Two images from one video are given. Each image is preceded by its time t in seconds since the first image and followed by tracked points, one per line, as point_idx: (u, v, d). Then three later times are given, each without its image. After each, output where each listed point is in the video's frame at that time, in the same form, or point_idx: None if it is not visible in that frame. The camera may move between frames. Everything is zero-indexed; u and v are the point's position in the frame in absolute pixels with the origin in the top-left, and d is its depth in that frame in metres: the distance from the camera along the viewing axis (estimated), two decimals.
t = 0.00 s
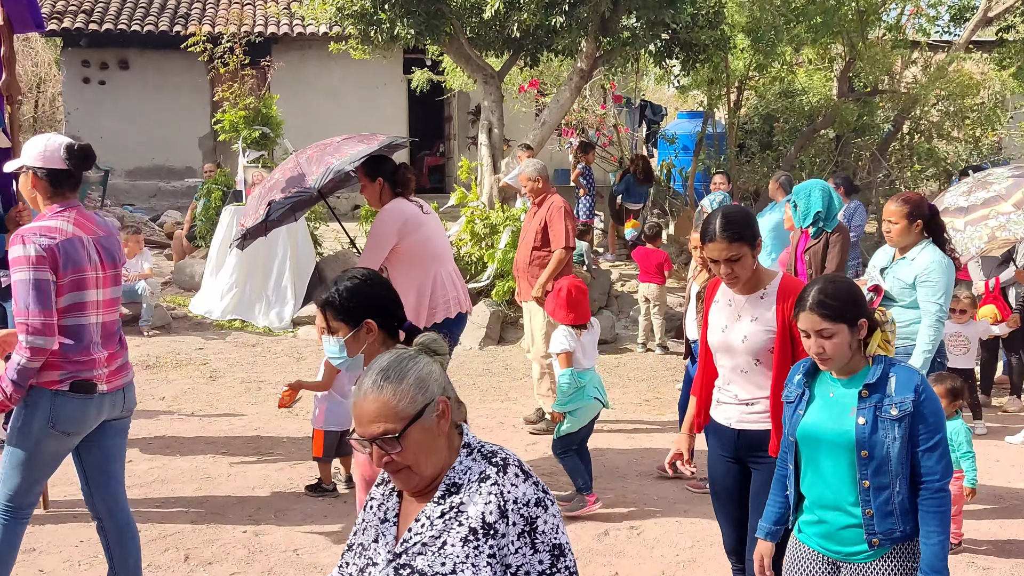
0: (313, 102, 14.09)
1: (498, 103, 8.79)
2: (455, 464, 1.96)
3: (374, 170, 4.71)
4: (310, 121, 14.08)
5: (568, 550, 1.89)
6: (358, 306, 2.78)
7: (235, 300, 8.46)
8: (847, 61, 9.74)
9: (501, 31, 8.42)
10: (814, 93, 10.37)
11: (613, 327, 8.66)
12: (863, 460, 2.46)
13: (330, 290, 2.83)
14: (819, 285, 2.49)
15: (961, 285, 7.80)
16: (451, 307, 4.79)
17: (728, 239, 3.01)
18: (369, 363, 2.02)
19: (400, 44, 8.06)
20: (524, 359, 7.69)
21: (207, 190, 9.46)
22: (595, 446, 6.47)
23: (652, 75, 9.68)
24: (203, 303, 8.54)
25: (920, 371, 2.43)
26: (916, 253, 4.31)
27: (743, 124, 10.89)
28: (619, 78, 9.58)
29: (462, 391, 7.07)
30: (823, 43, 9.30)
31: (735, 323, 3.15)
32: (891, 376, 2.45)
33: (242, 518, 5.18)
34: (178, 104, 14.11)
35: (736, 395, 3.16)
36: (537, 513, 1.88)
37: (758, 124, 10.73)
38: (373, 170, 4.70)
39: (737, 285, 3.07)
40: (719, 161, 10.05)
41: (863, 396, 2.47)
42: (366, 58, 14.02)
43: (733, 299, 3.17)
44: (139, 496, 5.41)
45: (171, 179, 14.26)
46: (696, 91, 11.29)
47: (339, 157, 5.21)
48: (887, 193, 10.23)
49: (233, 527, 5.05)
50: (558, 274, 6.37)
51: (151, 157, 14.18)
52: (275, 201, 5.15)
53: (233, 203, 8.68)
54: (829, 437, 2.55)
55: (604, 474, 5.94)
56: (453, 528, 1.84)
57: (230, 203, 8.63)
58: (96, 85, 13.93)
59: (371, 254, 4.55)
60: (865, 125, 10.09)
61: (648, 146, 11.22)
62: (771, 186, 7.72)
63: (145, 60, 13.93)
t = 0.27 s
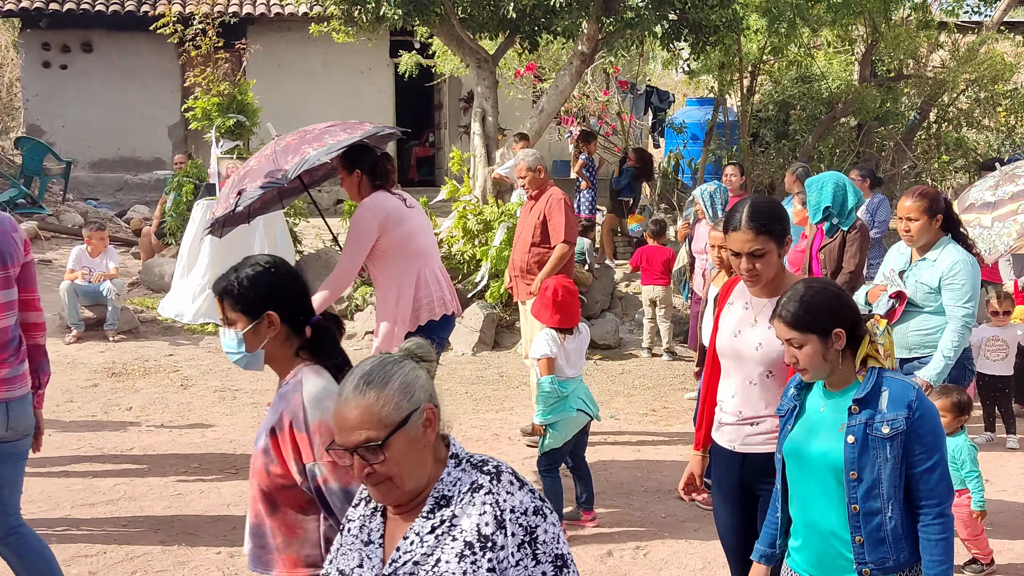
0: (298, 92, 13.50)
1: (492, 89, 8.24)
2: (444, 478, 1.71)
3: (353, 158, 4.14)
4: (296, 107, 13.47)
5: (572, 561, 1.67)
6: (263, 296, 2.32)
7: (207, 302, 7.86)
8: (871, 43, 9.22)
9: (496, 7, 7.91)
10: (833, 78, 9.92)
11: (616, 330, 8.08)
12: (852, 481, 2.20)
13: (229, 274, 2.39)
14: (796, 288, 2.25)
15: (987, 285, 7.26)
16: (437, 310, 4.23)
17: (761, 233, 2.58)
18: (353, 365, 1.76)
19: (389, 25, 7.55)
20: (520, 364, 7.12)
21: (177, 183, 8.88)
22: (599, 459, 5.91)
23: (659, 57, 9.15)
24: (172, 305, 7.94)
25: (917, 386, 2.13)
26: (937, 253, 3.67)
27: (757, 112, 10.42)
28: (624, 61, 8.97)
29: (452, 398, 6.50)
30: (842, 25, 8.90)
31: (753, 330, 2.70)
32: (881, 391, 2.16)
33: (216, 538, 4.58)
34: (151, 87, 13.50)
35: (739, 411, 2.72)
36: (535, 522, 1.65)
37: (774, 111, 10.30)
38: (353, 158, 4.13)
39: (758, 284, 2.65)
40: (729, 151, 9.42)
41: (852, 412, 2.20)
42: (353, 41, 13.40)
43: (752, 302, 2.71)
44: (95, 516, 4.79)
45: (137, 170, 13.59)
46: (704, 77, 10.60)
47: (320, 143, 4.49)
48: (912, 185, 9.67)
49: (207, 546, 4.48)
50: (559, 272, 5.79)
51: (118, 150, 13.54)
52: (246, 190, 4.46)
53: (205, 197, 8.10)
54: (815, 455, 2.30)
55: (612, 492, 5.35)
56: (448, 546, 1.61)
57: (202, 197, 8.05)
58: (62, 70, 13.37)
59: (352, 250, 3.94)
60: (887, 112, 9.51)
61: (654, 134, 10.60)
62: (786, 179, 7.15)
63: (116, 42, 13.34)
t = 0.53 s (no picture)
0: (295, 92, 13.47)
1: (490, 89, 8.23)
2: (433, 500, 1.66)
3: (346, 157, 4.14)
4: (293, 106, 13.46)
5: None
6: (182, 294, 2.16)
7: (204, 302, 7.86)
8: (869, 43, 9.21)
9: (493, 7, 7.89)
10: (830, 77, 9.86)
11: (613, 329, 8.08)
12: (814, 485, 2.18)
13: (148, 273, 2.22)
14: (771, 289, 2.19)
15: (984, 284, 7.27)
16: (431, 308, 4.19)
17: (769, 233, 2.55)
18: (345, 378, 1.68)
19: (387, 24, 7.55)
20: (517, 364, 7.12)
21: (174, 183, 8.89)
22: (596, 458, 5.90)
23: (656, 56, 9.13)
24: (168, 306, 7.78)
25: (883, 391, 2.11)
26: (921, 254, 3.65)
27: (753, 111, 10.32)
28: (621, 61, 8.97)
29: (448, 398, 6.50)
30: (839, 25, 8.91)
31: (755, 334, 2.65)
32: (844, 395, 2.14)
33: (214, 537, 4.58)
34: (147, 87, 13.47)
35: (741, 417, 2.68)
36: (527, 551, 1.62)
37: (770, 111, 10.19)
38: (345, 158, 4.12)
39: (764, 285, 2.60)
40: (727, 151, 9.41)
41: (818, 415, 2.17)
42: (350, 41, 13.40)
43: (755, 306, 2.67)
44: (92, 516, 4.78)
45: (134, 170, 13.58)
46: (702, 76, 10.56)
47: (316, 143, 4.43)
48: (909, 185, 9.65)
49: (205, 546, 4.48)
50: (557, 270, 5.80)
51: (114, 151, 13.52)
52: (241, 188, 4.48)
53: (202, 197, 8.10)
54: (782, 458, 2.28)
55: (609, 492, 5.33)
56: None
57: (198, 196, 8.04)
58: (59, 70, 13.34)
59: (343, 254, 3.99)
60: (884, 111, 9.54)
61: (652, 134, 10.58)
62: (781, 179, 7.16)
63: (112, 42, 13.32)
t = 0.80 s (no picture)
0: (293, 89, 13.46)
1: (488, 86, 8.17)
2: (417, 540, 1.61)
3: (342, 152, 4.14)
4: (292, 104, 13.43)
5: None
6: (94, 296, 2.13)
7: (203, 300, 7.88)
8: (868, 41, 9.19)
9: (493, 4, 7.86)
10: (829, 76, 9.85)
11: (612, 327, 8.06)
12: (794, 494, 2.20)
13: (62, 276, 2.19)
14: (760, 293, 2.19)
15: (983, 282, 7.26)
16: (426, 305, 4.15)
17: (775, 228, 2.54)
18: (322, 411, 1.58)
19: (385, 22, 7.52)
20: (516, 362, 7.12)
21: (172, 181, 8.84)
22: (595, 457, 5.89)
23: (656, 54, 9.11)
24: (167, 304, 7.92)
25: (867, 404, 2.11)
26: (894, 252, 3.63)
27: (752, 110, 10.33)
28: (621, 58, 8.94)
29: (447, 397, 6.50)
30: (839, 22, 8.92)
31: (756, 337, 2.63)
32: (827, 406, 2.15)
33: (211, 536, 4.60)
34: (145, 85, 13.44)
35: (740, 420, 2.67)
36: None
37: (769, 109, 10.22)
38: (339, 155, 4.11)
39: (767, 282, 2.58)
40: (726, 149, 9.41)
41: (801, 425, 2.18)
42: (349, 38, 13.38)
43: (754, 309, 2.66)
44: (90, 515, 4.78)
45: (132, 168, 13.58)
46: (702, 74, 10.53)
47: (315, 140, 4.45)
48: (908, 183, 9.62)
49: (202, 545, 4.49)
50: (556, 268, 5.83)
51: (112, 148, 13.52)
52: (240, 183, 4.47)
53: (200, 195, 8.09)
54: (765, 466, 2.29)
55: (609, 490, 5.32)
56: None
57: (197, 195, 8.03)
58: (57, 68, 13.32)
59: (338, 254, 4.00)
60: (884, 110, 9.49)
61: (651, 132, 10.56)
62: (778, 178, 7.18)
63: (110, 40, 13.29)
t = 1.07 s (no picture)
0: (293, 87, 13.46)
1: (487, 84, 8.17)
2: (405, 557, 1.67)
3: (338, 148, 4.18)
4: (291, 102, 13.43)
5: None
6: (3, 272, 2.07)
7: (202, 297, 7.91)
8: (867, 39, 9.17)
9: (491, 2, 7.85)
10: (829, 74, 9.85)
11: (611, 325, 8.06)
12: (790, 515, 2.17)
13: None
14: (750, 310, 2.19)
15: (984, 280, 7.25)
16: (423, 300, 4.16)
17: (778, 222, 2.54)
18: (310, 423, 1.58)
19: (384, 20, 7.52)
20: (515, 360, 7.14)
21: (172, 178, 8.82)
22: (594, 454, 5.89)
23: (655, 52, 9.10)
24: (167, 300, 7.99)
25: (866, 424, 2.07)
26: (876, 245, 3.55)
27: (751, 108, 10.36)
28: (620, 56, 8.93)
29: (445, 395, 6.51)
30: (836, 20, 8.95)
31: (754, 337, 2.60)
32: (825, 425, 2.11)
33: (209, 534, 4.61)
34: (145, 82, 13.45)
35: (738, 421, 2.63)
36: None
37: (768, 107, 10.22)
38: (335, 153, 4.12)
39: (769, 278, 2.56)
40: (725, 147, 9.38)
41: (798, 443, 2.15)
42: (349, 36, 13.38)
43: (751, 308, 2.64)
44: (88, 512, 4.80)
45: (132, 165, 13.59)
46: (701, 72, 10.53)
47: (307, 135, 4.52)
48: (908, 181, 9.59)
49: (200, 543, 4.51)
50: (552, 265, 5.87)
51: (112, 146, 13.53)
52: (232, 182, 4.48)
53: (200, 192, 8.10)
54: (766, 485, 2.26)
55: (608, 488, 5.32)
56: None
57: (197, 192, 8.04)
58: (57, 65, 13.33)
59: (332, 251, 4.03)
60: (883, 108, 9.54)
61: (649, 130, 10.54)
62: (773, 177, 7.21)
63: (110, 37, 13.29)
